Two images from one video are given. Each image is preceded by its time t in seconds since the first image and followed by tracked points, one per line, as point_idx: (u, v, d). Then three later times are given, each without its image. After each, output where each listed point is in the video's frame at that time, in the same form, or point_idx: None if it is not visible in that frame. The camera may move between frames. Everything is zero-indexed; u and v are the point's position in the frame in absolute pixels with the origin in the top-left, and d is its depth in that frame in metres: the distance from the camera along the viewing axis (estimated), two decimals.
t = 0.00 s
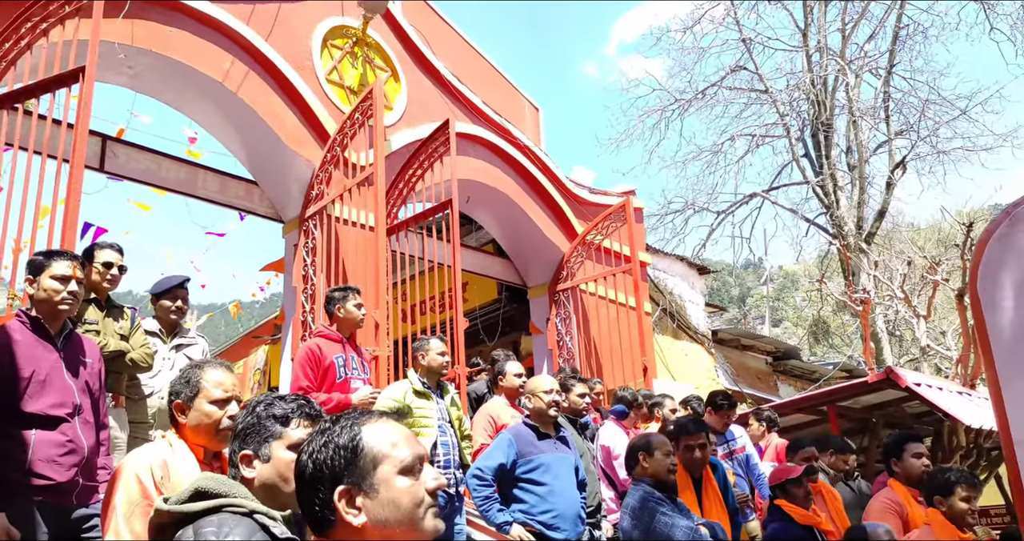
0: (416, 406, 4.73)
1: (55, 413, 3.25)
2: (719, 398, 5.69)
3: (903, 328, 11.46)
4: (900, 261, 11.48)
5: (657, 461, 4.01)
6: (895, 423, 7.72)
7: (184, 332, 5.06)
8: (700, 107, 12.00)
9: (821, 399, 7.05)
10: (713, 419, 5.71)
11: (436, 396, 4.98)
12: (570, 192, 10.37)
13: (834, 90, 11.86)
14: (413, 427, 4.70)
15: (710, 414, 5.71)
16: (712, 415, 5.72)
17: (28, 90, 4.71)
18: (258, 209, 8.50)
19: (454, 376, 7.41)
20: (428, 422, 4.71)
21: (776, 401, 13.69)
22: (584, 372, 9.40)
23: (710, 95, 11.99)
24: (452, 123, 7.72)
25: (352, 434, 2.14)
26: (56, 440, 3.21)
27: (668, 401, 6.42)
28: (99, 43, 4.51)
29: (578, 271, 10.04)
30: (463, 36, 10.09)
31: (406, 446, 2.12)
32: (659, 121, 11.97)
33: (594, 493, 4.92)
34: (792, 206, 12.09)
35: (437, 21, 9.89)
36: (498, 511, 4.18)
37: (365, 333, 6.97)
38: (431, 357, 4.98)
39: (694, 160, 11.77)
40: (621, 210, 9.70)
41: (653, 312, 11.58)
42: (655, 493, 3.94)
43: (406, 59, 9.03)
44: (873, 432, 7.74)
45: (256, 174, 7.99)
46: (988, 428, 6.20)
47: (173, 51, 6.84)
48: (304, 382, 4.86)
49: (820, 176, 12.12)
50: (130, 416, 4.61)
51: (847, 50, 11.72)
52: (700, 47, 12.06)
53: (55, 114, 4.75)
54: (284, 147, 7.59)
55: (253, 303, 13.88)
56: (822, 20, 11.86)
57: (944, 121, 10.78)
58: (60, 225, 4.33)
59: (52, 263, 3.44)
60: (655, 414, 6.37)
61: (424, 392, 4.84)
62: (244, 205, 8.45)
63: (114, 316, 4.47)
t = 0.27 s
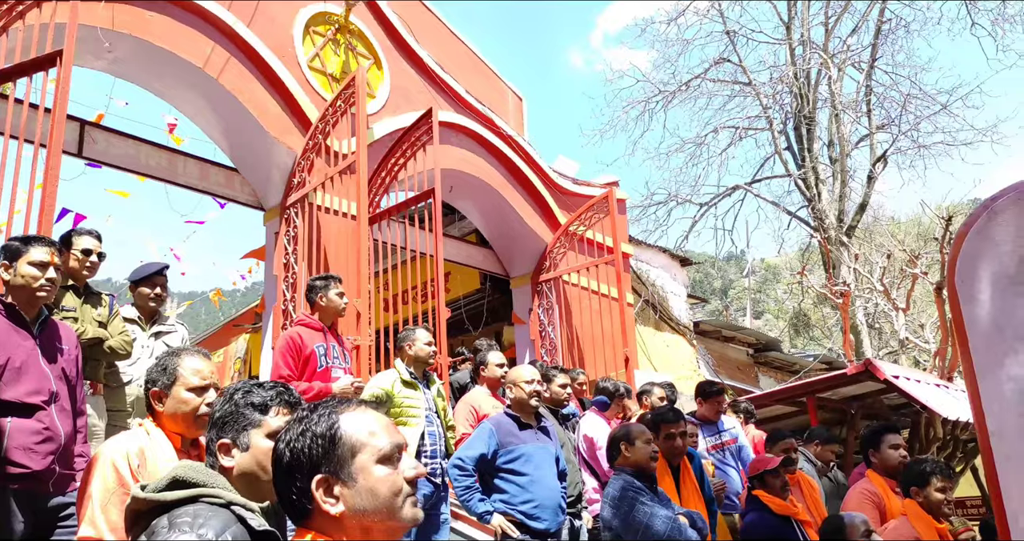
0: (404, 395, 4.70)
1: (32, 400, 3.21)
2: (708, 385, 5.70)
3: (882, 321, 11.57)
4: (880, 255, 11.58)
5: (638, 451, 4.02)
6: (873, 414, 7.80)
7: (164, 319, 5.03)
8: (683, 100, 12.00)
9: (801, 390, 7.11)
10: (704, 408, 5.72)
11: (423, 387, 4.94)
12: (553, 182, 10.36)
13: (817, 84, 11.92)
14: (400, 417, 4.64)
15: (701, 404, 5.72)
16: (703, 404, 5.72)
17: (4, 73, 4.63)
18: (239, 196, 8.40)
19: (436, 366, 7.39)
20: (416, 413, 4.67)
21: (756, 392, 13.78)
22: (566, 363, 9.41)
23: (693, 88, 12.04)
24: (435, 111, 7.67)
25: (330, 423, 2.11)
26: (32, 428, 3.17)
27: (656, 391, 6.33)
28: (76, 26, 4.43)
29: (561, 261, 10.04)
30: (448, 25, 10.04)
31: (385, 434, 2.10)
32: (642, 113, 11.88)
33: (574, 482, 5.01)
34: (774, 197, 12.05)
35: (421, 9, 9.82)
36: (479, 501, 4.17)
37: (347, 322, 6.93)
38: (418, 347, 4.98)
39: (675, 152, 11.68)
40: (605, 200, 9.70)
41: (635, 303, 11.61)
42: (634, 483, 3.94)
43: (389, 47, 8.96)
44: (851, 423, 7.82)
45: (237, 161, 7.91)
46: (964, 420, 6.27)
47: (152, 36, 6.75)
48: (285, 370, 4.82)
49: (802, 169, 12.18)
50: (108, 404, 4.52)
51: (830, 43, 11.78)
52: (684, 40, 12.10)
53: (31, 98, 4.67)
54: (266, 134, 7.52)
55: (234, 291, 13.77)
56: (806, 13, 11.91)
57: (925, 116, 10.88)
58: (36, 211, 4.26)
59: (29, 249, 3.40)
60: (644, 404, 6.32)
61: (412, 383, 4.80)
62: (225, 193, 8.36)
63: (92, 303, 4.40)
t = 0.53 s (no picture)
0: (391, 388, 4.70)
1: (4, 389, 3.15)
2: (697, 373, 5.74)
3: (859, 314, 11.68)
4: (858, 249, 11.69)
5: (620, 441, 4.03)
6: (849, 406, 7.88)
7: (140, 307, 4.96)
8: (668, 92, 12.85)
9: (779, 383, 7.16)
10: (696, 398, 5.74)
11: (408, 378, 4.90)
12: (535, 173, 10.33)
13: (798, 78, 12.00)
14: (386, 408, 4.66)
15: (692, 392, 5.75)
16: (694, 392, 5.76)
17: None
18: (217, 184, 8.30)
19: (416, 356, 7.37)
20: (403, 406, 4.69)
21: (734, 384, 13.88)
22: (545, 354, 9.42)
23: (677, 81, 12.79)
24: (416, 100, 7.61)
25: (305, 411, 2.08)
26: (4, 416, 3.12)
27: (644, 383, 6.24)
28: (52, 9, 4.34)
29: (541, 252, 10.02)
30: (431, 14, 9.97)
31: (362, 423, 2.07)
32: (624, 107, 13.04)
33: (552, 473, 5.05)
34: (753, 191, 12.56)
35: None
36: (457, 492, 4.16)
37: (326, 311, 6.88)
38: (402, 338, 4.93)
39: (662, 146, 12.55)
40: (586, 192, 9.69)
41: (615, 295, 11.64)
42: (614, 472, 3.93)
43: (370, 35, 8.89)
44: (828, 415, 7.90)
45: (215, 148, 7.80)
46: (939, 413, 6.35)
47: (129, 20, 6.65)
48: (263, 359, 4.77)
49: (783, 162, 12.26)
50: (84, 392, 4.45)
51: (811, 37, 11.85)
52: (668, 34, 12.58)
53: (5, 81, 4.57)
54: (245, 121, 7.43)
55: (212, 280, 13.63)
56: (788, 7, 11.96)
57: (904, 111, 10.98)
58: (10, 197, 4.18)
59: (2, 235, 3.32)
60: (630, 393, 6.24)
61: (397, 374, 4.78)
62: (203, 180, 8.25)
63: (68, 289, 4.34)
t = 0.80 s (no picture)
0: (369, 378, 4.64)
1: None
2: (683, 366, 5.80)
3: (835, 308, 11.79)
4: (834, 243, 11.79)
5: (600, 432, 4.03)
6: (824, 399, 7.96)
7: (113, 295, 4.87)
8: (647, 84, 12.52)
9: (755, 375, 7.21)
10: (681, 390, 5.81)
11: (387, 369, 4.85)
12: (514, 164, 10.30)
13: (778, 72, 12.05)
14: (364, 399, 4.61)
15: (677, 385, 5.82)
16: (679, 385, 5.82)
17: None
18: (192, 170, 8.17)
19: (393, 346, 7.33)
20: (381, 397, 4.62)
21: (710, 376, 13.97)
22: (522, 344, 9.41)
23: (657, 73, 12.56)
24: (395, 89, 7.54)
25: (276, 401, 2.04)
26: None
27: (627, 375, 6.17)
28: None
29: (519, 244, 10.00)
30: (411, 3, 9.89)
31: (334, 413, 2.04)
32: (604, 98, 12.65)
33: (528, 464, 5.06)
34: (732, 185, 12.63)
35: None
36: (432, 482, 4.14)
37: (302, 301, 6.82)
38: (382, 329, 4.90)
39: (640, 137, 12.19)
40: (565, 183, 9.68)
41: (594, 286, 11.65)
42: (593, 462, 3.93)
43: (349, 22, 8.80)
44: (802, 408, 7.97)
45: (190, 135, 7.68)
46: (912, 406, 6.43)
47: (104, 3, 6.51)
48: (238, 348, 4.72)
49: (761, 156, 12.32)
50: (55, 381, 4.37)
51: (791, 32, 11.90)
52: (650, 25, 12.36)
53: None
54: (221, 108, 7.32)
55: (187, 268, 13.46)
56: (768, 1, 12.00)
57: (881, 107, 11.07)
58: None
59: None
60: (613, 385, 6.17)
61: (377, 364, 4.72)
62: (177, 167, 8.12)
63: (39, 276, 4.25)
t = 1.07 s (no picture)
0: (341, 366, 4.63)
1: None
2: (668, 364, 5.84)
3: (809, 302, 11.90)
4: (810, 237, 11.89)
5: (577, 424, 4.02)
6: (797, 392, 8.03)
7: (86, 283, 4.75)
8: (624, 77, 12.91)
9: (730, 368, 7.25)
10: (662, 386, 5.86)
11: (360, 358, 4.82)
12: (491, 155, 10.26)
13: (756, 66, 12.12)
14: (337, 388, 4.58)
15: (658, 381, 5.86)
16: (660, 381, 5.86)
17: None
18: (166, 158, 7.98)
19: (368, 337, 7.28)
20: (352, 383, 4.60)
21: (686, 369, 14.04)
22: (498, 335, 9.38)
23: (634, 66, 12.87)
24: (372, 78, 7.47)
25: (247, 390, 2.00)
26: None
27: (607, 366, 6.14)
28: None
29: (496, 235, 9.96)
30: None
31: (306, 402, 2.01)
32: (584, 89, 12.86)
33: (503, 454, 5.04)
34: (709, 178, 12.70)
35: None
36: (406, 473, 4.10)
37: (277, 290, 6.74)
38: (356, 318, 4.82)
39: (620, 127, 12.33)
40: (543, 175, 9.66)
41: (571, 279, 11.65)
42: (572, 452, 3.92)
43: (327, 10, 8.70)
44: (776, 401, 8.03)
45: (164, 122, 7.53)
46: (884, 399, 6.50)
47: None
48: (211, 338, 4.64)
49: (738, 150, 12.39)
50: (24, 370, 4.31)
51: (769, 26, 11.96)
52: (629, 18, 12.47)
53: None
54: (196, 95, 7.20)
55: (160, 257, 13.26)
56: None
57: (857, 102, 11.18)
58: None
59: None
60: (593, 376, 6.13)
61: (348, 352, 4.71)
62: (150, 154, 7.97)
63: (10, 262, 4.15)
